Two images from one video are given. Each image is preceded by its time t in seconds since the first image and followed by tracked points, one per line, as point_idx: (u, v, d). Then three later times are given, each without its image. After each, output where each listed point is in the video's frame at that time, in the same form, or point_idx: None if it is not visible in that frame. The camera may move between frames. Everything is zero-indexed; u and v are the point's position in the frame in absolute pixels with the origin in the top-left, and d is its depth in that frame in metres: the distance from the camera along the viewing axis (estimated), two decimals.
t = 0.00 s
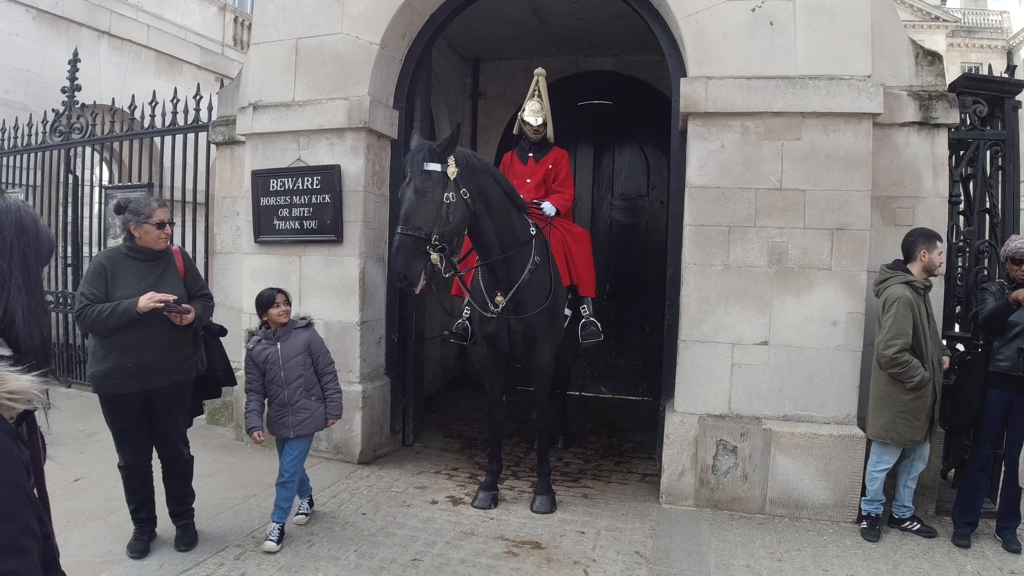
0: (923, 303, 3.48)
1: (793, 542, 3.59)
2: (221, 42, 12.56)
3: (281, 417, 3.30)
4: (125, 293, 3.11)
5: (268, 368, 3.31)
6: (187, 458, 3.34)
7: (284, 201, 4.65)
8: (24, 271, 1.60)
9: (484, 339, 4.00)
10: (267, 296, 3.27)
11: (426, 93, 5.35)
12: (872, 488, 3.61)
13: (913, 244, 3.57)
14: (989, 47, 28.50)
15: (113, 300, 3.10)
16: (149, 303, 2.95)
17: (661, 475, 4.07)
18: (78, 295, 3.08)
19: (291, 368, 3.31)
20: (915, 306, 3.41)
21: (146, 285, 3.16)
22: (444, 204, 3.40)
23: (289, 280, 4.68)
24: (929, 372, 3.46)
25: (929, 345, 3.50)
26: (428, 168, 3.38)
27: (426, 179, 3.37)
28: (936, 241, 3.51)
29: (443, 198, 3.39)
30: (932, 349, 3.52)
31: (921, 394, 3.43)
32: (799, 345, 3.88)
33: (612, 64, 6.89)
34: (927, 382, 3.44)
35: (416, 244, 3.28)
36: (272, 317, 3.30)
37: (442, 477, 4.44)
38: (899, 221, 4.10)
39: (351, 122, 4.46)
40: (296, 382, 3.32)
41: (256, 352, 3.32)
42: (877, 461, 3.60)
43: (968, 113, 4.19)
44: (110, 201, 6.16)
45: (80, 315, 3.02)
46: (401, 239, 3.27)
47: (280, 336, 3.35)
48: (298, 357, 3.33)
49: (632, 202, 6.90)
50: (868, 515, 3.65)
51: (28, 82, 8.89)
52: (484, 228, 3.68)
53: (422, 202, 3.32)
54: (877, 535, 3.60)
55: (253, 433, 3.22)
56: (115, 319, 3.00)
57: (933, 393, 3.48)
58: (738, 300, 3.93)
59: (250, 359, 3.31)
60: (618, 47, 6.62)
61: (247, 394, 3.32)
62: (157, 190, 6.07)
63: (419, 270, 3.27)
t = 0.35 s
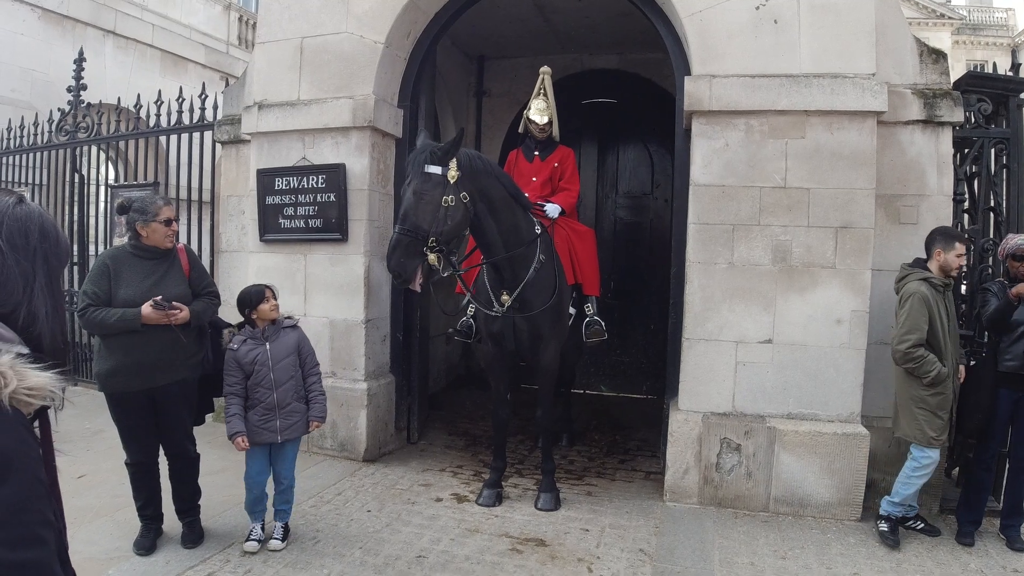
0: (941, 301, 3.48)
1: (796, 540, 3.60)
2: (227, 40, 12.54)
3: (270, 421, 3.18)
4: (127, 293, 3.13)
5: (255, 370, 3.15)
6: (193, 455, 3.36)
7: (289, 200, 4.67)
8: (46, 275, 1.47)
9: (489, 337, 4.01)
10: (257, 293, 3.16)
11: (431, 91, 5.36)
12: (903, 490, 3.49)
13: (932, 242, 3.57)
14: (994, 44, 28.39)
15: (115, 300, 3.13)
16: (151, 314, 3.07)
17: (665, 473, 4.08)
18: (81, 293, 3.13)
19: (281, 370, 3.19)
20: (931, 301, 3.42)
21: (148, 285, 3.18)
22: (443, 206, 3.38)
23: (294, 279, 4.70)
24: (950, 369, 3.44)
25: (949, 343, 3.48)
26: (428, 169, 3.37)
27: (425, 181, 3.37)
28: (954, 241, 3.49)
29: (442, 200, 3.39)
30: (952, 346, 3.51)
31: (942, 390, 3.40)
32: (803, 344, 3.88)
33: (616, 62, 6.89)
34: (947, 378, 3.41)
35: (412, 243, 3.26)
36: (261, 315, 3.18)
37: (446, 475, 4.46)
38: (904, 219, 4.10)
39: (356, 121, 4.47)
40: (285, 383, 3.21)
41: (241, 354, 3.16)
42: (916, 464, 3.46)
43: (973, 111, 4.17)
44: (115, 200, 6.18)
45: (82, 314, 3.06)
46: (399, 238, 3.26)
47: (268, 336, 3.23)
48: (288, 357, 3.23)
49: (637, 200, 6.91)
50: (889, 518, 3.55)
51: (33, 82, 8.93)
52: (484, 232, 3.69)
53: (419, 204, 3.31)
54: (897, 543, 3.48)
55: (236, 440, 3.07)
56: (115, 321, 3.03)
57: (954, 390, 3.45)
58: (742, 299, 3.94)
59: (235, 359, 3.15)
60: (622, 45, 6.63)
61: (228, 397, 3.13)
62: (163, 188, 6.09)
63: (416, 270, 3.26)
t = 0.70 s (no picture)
0: (960, 306, 3.29)
1: (797, 539, 3.60)
2: (229, 39, 12.53)
3: (254, 428, 3.10)
4: (127, 293, 3.14)
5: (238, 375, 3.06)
6: (196, 453, 3.37)
7: (292, 198, 4.68)
8: (62, 278, 1.46)
9: (491, 336, 4.02)
10: (247, 294, 3.07)
11: (433, 90, 5.37)
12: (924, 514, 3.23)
13: (951, 245, 3.38)
14: (997, 43, 28.36)
15: (116, 300, 3.15)
16: (150, 314, 3.06)
17: (666, 472, 4.08)
18: (83, 296, 3.14)
19: (265, 375, 3.13)
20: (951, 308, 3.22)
21: (147, 284, 3.19)
22: (452, 212, 3.40)
23: (297, 278, 4.71)
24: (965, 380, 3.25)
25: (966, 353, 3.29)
26: (441, 174, 3.37)
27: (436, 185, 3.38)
28: (975, 244, 3.31)
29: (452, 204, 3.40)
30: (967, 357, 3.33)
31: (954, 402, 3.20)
32: (805, 343, 3.89)
33: (618, 61, 6.89)
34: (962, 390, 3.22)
35: (422, 248, 3.29)
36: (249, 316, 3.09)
37: (448, 473, 4.47)
38: (906, 218, 4.11)
39: (358, 120, 4.48)
40: (269, 389, 3.15)
41: (223, 358, 3.05)
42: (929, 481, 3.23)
43: (974, 111, 4.18)
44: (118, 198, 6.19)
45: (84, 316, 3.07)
46: (408, 243, 3.28)
47: (252, 339, 3.15)
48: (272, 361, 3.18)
49: (638, 199, 6.91)
50: (924, 550, 3.27)
51: (36, 81, 8.95)
52: (490, 233, 3.71)
53: (430, 210, 3.32)
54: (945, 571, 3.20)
55: (216, 451, 2.93)
56: (117, 320, 3.06)
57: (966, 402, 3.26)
58: (743, 298, 3.94)
59: (219, 363, 3.04)
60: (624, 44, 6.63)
61: (205, 405, 3.00)
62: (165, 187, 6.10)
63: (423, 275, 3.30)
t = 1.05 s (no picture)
0: (980, 309, 3.21)
1: (797, 537, 3.61)
2: (229, 38, 12.49)
3: (246, 443, 2.90)
4: (126, 292, 3.14)
5: (227, 387, 2.87)
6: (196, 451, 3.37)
7: (292, 197, 4.68)
8: (69, 274, 1.45)
9: (491, 335, 4.03)
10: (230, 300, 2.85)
11: (433, 89, 5.37)
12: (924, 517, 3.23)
13: (974, 242, 3.32)
14: (997, 42, 28.37)
15: (114, 299, 3.14)
16: (156, 313, 3.07)
17: (667, 470, 4.09)
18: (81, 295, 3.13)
19: (256, 386, 2.93)
20: (965, 311, 3.16)
21: (147, 282, 3.19)
22: (473, 216, 3.42)
23: (298, 276, 4.71)
24: (980, 388, 3.18)
25: (986, 359, 3.21)
26: (465, 178, 3.38)
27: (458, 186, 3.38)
28: (998, 241, 3.25)
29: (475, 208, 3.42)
30: (988, 364, 3.24)
31: (962, 409, 3.15)
32: (805, 342, 3.89)
33: (619, 60, 6.90)
34: (975, 398, 3.16)
35: (446, 254, 3.30)
36: (231, 325, 2.86)
37: (449, 472, 4.47)
38: (906, 217, 4.11)
39: (359, 119, 4.48)
40: (261, 401, 2.94)
41: (210, 369, 2.86)
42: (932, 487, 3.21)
43: (974, 110, 4.18)
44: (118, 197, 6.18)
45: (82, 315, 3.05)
46: (432, 248, 3.28)
47: (241, 348, 2.95)
48: (262, 371, 2.97)
49: (638, 198, 6.91)
50: (924, 552, 3.26)
51: (36, 79, 8.95)
52: (504, 237, 3.72)
53: (456, 214, 3.32)
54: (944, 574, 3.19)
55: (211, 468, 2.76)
56: (119, 318, 3.05)
57: (981, 411, 3.19)
58: (744, 297, 3.94)
59: (206, 374, 2.85)
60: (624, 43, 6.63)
61: (195, 420, 2.82)
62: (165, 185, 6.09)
63: (445, 280, 3.31)
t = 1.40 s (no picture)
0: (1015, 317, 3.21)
1: (797, 536, 3.61)
2: (228, 37, 12.48)
3: (218, 467, 2.57)
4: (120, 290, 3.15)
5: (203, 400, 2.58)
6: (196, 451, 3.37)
7: (292, 196, 4.68)
8: (69, 274, 1.46)
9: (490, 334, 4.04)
10: (211, 304, 2.60)
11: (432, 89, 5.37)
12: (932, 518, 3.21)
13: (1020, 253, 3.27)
14: (995, 42, 28.41)
15: (109, 298, 3.15)
16: (144, 312, 3.06)
17: (666, 470, 4.09)
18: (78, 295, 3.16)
19: (234, 404, 2.60)
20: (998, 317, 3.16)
21: (141, 281, 3.19)
22: (506, 219, 3.55)
23: (297, 276, 4.71)
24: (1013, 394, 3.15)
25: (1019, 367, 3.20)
26: (506, 180, 3.48)
27: (499, 189, 3.47)
28: None
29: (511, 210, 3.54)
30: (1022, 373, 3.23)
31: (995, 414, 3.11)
32: (804, 341, 3.90)
33: (618, 59, 6.90)
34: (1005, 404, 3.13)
35: (479, 255, 3.43)
36: (212, 331, 2.61)
37: (448, 471, 4.47)
38: (905, 217, 4.11)
39: (358, 118, 4.48)
40: (239, 422, 2.60)
41: (190, 375, 2.60)
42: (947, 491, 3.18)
43: (973, 110, 4.19)
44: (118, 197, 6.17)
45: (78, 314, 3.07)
46: (468, 250, 3.41)
47: (228, 357, 2.64)
48: (246, 387, 2.63)
49: (637, 197, 6.91)
50: (924, 550, 3.26)
51: (35, 79, 8.94)
52: (526, 237, 3.82)
53: (492, 218, 3.44)
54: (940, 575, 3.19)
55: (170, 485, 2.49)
56: (108, 316, 3.05)
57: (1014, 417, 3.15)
58: (743, 296, 3.95)
59: (185, 381, 2.59)
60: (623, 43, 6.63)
61: (169, 430, 2.57)
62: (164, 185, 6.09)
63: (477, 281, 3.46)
